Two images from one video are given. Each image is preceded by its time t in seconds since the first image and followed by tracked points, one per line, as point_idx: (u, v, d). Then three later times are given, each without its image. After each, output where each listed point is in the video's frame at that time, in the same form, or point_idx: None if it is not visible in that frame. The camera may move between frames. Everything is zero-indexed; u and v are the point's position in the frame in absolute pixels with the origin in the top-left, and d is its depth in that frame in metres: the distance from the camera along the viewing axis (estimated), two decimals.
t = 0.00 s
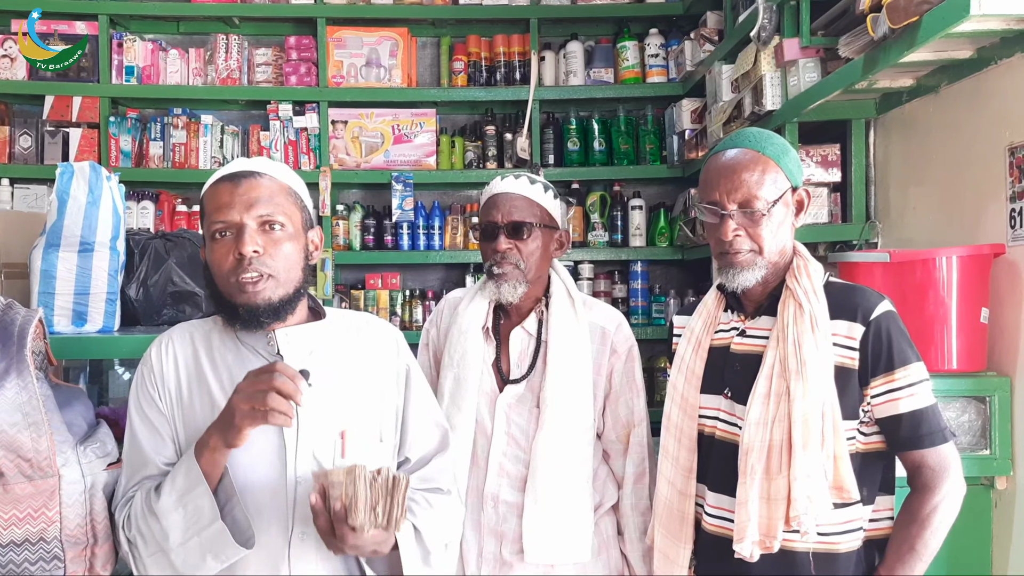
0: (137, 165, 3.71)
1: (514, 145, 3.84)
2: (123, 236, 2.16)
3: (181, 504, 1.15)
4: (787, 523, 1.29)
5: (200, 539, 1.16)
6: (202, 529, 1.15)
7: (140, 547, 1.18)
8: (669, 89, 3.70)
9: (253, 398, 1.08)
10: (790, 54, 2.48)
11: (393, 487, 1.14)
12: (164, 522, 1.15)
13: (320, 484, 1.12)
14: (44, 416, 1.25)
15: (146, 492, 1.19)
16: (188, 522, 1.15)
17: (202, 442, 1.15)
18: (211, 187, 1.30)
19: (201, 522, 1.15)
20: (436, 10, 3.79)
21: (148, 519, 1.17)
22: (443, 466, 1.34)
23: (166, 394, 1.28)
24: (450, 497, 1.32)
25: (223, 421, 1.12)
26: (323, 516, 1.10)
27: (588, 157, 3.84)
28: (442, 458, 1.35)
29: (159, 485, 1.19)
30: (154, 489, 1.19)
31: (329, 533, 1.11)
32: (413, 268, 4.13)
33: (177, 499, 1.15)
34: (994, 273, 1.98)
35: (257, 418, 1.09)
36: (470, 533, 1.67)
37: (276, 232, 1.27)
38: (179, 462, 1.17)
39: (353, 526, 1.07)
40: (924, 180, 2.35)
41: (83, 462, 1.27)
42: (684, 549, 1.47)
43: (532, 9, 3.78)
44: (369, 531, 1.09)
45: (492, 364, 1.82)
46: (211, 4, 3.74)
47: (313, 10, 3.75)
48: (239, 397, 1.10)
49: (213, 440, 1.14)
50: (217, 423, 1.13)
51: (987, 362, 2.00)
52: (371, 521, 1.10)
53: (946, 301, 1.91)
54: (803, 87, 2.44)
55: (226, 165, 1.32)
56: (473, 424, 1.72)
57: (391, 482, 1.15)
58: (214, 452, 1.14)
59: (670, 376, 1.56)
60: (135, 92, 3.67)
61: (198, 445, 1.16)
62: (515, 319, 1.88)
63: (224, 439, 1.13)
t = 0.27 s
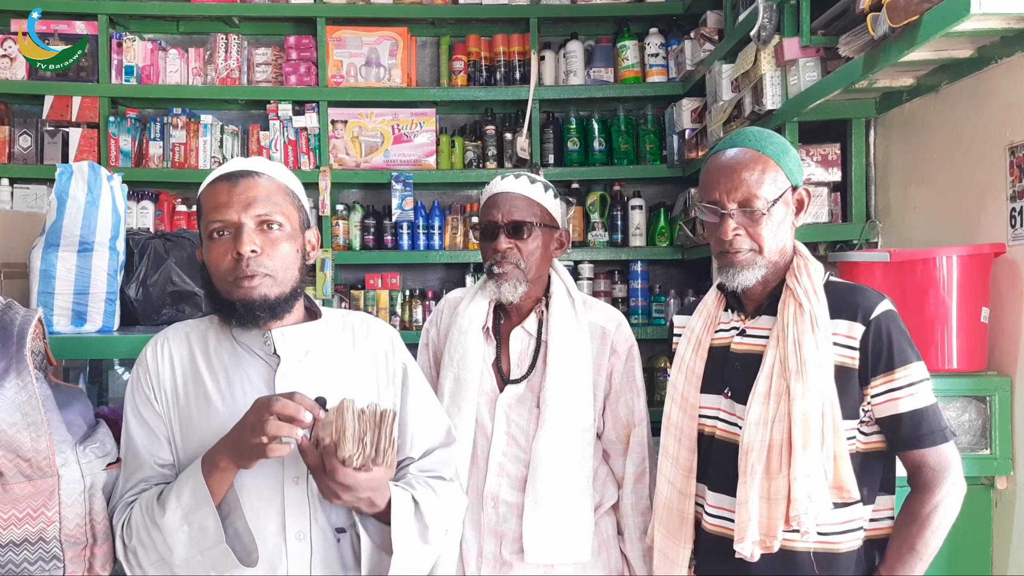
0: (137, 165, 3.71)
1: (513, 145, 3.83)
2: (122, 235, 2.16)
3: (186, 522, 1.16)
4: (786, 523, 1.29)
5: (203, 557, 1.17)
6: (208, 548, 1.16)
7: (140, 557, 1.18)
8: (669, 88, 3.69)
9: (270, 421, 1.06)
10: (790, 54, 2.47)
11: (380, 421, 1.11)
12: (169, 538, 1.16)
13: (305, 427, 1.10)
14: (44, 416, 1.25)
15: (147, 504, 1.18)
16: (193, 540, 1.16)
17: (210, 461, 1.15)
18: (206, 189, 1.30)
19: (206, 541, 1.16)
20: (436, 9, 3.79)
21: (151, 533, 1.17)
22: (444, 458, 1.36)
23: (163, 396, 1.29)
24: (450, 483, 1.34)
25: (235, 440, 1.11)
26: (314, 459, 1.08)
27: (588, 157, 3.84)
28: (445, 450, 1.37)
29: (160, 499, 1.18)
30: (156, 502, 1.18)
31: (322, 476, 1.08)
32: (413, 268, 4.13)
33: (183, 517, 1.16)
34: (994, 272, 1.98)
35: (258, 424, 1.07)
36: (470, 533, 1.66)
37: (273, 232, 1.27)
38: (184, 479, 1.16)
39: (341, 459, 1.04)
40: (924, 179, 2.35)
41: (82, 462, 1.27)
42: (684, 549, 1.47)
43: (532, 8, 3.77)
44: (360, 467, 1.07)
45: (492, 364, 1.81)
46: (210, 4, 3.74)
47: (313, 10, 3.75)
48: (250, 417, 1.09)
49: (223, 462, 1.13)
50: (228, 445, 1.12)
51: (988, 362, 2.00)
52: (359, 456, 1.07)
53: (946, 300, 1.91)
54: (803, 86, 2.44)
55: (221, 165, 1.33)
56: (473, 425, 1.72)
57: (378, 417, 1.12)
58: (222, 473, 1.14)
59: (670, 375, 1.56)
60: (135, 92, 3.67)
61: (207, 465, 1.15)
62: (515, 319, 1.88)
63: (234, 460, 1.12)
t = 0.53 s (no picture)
0: (136, 165, 3.71)
1: (513, 145, 3.83)
2: (122, 235, 2.16)
3: (186, 525, 1.15)
4: (786, 523, 1.29)
5: (202, 562, 1.16)
6: (207, 552, 1.16)
7: (141, 559, 1.18)
8: (669, 88, 3.69)
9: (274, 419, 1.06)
10: (789, 53, 2.47)
11: (385, 404, 1.10)
12: (169, 541, 1.15)
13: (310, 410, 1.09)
14: (43, 416, 1.25)
15: (148, 506, 1.18)
16: (192, 544, 1.16)
17: (214, 464, 1.14)
18: (220, 186, 1.30)
19: (204, 546, 1.16)
20: (435, 9, 3.79)
21: (151, 536, 1.17)
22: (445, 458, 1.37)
23: (163, 395, 1.28)
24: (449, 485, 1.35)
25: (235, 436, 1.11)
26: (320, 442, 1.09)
27: (588, 157, 3.84)
28: (444, 451, 1.38)
29: (160, 502, 1.17)
30: (156, 504, 1.17)
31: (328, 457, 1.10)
32: (413, 268, 4.13)
33: (183, 520, 1.15)
34: (994, 272, 1.98)
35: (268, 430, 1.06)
36: (470, 533, 1.67)
37: (288, 234, 1.26)
38: (184, 482, 1.16)
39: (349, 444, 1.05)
40: (924, 179, 2.35)
41: (82, 462, 1.27)
42: (683, 548, 1.47)
43: (531, 8, 3.77)
44: (366, 451, 1.08)
45: (492, 363, 1.81)
46: (210, 4, 3.74)
47: (313, 10, 3.75)
48: (252, 414, 1.09)
49: (228, 465, 1.13)
50: (232, 447, 1.11)
51: (987, 362, 2.00)
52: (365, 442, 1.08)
53: (946, 300, 1.91)
54: (803, 86, 2.44)
55: (236, 163, 1.33)
56: (472, 424, 1.72)
57: (382, 400, 1.10)
58: (228, 476, 1.14)
59: (670, 375, 1.56)
60: (134, 92, 3.66)
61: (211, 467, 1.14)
62: (515, 319, 1.88)
63: (240, 461, 1.12)
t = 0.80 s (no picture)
0: (136, 165, 3.71)
1: (513, 145, 3.83)
2: (122, 235, 2.16)
3: (198, 522, 1.15)
4: (786, 524, 1.29)
5: (214, 559, 1.16)
6: (221, 549, 1.16)
7: (148, 556, 1.17)
8: (669, 88, 3.69)
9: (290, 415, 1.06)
10: (789, 53, 2.47)
11: (409, 394, 1.12)
12: (180, 539, 1.15)
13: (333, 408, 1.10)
14: (42, 416, 1.25)
15: (157, 502, 1.17)
16: (205, 540, 1.15)
17: (229, 460, 1.13)
18: (271, 179, 1.29)
19: (217, 543, 1.15)
20: (435, 9, 3.79)
21: (160, 533, 1.15)
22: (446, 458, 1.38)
23: (167, 392, 1.28)
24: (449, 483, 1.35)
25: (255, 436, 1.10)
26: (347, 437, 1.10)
27: (588, 156, 3.84)
28: (444, 450, 1.38)
29: (170, 498, 1.16)
30: (167, 501, 1.16)
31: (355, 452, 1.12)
32: (412, 268, 4.13)
33: (195, 517, 1.14)
34: (993, 272, 1.98)
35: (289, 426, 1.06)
36: (469, 533, 1.67)
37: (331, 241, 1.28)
38: (197, 478, 1.15)
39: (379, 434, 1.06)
40: (924, 178, 2.35)
41: (81, 462, 1.27)
42: (683, 547, 1.47)
43: (531, 8, 3.77)
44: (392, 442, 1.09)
45: (492, 363, 1.81)
46: (210, 4, 3.74)
47: (313, 9, 3.75)
48: (269, 410, 1.08)
49: (244, 463, 1.12)
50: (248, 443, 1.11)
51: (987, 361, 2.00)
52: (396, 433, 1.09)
53: (946, 300, 1.91)
54: (802, 86, 2.44)
55: (285, 160, 1.32)
56: (472, 424, 1.72)
57: (407, 391, 1.12)
58: (242, 472, 1.13)
59: (672, 374, 1.57)
60: (134, 92, 3.66)
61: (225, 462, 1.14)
62: (515, 319, 1.88)
63: (255, 460, 1.11)
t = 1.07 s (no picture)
0: (136, 164, 3.71)
1: (513, 144, 3.83)
2: (121, 234, 2.16)
3: (231, 516, 1.13)
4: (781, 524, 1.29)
5: (246, 554, 1.14)
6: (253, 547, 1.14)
7: (171, 549, 1.13)
8: (669, 87, 3.69)
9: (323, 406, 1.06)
10: (789, 52, 2.46)
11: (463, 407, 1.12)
12: (212, 533, 1.12)
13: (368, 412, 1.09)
14: (40, 415, 1.24)
15: (182, 499, 1.14)
16: (236, 537, 1.13)
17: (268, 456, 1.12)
18: (310, 182, 1.29)
19: (250, 539, 1.13)
20: (435, 8, 3.78)
21: (186, 531, 1.13)
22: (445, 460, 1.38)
23: (180, 387, 1.26)
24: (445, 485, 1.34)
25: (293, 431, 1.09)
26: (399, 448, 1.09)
27: (588, 155, 3.85)
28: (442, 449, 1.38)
29: (200, 492, 1.14)
30: (195, 497, 1.14)
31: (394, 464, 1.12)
32: (412, 267, 4.13)
33: (229, 512, 1.13)
34: (994, 271, 1.98)
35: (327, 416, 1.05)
36: (469, 532, 1.66)
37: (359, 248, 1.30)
38: (231, 473, 1.13)
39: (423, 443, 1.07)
40: (924, 178, 2.34)
41: (80, 461, 1.26)
42: (682, 545, 1.47)
43: (531, 7, 3.77)
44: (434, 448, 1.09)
45: (491, 363, 1.81)
46: (209, 2, 3.74)
47: (313, 8, 3.74)
48: (308, 406, 1.08)
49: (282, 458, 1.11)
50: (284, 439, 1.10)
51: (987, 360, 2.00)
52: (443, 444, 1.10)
53: (946, 299, 1.90)
54: (803, 85, 2.44)
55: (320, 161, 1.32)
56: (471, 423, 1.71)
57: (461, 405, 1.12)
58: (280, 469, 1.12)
59: (672, 373, 1.57)
60: (133, 90, 3.66)
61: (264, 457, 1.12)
62: (515, 318, 1.87)
63: (293, 455, 1.10)
